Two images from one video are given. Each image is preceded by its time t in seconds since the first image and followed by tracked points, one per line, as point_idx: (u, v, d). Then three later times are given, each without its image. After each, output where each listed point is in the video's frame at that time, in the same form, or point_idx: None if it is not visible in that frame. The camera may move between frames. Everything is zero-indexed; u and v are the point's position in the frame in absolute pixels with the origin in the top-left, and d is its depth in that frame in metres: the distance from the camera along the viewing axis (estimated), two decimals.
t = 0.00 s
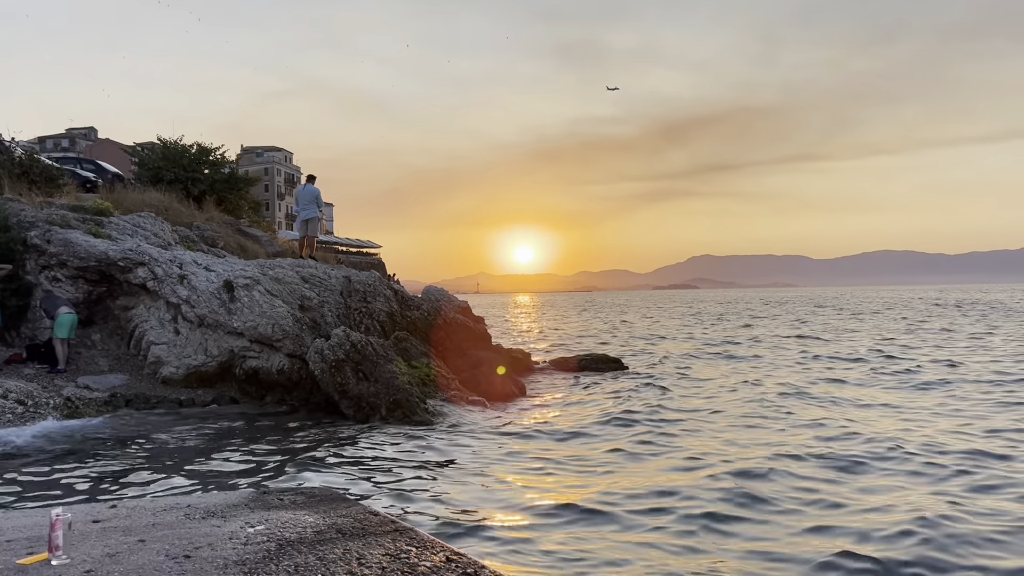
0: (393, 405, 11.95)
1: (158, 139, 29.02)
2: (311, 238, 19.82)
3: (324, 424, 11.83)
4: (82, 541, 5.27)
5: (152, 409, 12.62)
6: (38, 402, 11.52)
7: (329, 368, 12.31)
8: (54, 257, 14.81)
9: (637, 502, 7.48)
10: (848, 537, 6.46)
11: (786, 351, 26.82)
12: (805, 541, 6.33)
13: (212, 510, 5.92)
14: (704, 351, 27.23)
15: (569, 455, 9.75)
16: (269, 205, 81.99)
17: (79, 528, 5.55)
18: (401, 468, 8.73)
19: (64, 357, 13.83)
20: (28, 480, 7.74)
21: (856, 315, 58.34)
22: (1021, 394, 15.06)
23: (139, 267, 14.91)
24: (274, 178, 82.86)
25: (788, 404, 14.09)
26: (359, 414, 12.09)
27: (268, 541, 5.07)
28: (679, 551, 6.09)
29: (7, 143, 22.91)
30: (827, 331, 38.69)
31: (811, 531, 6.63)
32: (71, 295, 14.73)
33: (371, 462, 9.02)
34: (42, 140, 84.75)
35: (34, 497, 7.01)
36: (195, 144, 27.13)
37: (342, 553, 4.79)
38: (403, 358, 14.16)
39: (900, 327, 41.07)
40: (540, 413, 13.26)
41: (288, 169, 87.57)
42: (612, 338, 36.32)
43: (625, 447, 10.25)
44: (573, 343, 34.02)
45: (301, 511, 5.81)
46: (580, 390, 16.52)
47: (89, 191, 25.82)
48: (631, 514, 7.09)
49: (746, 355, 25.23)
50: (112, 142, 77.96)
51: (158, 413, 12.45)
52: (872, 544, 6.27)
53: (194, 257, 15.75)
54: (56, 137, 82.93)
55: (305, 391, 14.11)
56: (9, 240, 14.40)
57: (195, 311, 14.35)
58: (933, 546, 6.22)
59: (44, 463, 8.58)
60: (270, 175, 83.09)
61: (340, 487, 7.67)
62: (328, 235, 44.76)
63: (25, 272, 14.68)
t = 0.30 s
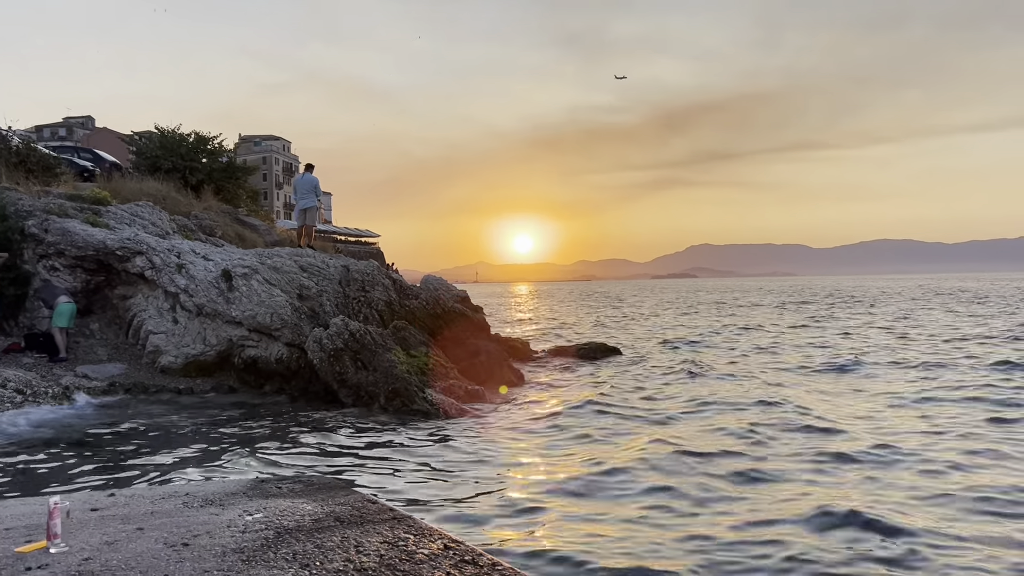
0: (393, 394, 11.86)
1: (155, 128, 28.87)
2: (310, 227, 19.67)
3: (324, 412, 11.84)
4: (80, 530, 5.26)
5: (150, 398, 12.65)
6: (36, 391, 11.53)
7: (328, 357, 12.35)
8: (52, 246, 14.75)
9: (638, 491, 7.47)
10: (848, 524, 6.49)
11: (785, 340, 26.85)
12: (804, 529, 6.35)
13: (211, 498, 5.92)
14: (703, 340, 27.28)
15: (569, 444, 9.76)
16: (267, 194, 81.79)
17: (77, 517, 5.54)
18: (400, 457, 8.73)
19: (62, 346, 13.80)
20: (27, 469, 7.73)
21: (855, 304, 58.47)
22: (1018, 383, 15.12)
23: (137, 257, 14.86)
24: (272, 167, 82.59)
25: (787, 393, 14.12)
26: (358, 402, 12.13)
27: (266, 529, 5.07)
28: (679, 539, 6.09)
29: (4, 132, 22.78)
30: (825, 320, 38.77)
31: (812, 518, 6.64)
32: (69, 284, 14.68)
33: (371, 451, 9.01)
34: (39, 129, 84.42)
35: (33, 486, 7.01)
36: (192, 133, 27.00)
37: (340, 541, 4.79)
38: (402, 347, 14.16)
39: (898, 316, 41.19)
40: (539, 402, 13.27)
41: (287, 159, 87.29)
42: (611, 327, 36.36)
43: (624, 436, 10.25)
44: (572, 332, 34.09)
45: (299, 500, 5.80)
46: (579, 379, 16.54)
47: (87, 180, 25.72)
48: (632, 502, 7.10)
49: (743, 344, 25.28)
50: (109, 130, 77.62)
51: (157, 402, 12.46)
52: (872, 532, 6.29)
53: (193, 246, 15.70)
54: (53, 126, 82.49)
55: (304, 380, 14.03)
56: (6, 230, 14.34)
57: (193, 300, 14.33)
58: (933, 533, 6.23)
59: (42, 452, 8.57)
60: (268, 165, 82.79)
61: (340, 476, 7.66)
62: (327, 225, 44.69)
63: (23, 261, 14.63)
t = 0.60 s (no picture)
0: (392, 383, 11.81)
1: (153, 117, 28.71)
2: (307, 217, 19.64)
3: (323, 402, 11.85)
4: (80, 520, 5.26)
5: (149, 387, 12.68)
6: (35, 381, 11.57)
7: (327, 347, 12.36)
8: (50, 236, 14.70)
9: (638, 481, 7.49)
10: (847, 514, 6.50)
11: (784, 329, 26.90)
12: (803, 519, 6.36)
13: (210, 489, 5.92)
14: (701, 329, 27.33)
15: (569, 434, 9.76)
16: (265, 182, 81.58)
17: (76, 507, 5.56)
18: (399, 447, 8.73)
19: (61, 336, 13.80)
20: (27, 459, 7.74)
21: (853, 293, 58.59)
22: (1017, 372, 15.13)
23: (135, 246, 14.81)
24: (271, 156, 82.31)
25: (786, 383, 14.12)
26: (357, 392, 12.12)
27: (264, 520, 5.06)
28: (679, 529, 6.10)
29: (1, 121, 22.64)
30: (824, 309, 38.81)
31: (811, 508, 6.65)
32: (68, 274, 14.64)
33: (370, 441, 9.00)
34: (36, 118, 84.08)
35: (33, 476, 7.02)
36: (190, 122, 26.86)
37: (338, 531, 4.79)
38: (401, 336, 14.14)
39: (896, 306, 41.24)
40: (538, 392, 13.29)
41: (286, 148, 86.99)
42: (610, 317, 36.40)
43: (623, 426, 10.25)
44: (571, 321, 34.11)
45: (298, 490, 5.81)
46: (578, 368, 16.56)
47: (85, 169, 25.61)
48: (631, 492, 7.10)
49: (743, 333, 25.28)
50: (107, 119, 77.31)
51: (156, 392, 12.49)
52: (872, 522, 6.30)
53: (191, 235, 15.65)
54: (51, 115, 82.07)
55: (303, 369, 14.03)
56: (5, 219, 14.28)
57: (192, 290, 14.30)
58: (932, 524, 6.24)
59: (42, 442, 8.57)
60: (267, 154, 82.43)
61: (339, 466, 7.66)
62: (326, 214, 44.63)
63: (21, 251, 14.59)
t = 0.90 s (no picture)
0: (391, 374, 11.77)
1: (151, 107, 28.58)
2: (306, 207, 19.63)
3: (322, 393, 11.84)
4: (79, 512, 5.26)
5: (148, 377, 12.69)
6: (34, 371, 11.59)
7: (326, 338, 12.35)
8: (49, 226, 14.66)
9: (639, 472, 7.47)
10: (849, 505, 6.48)
11: (782, 320, 26.92)
12: (805, 510, 6.36)
13: (209, 480, 5.92)
14: (700, 320, 27.34)
15: (569, 425, 9.73)
16: (264, 173, 81.38)
17: (76, 499, 5.56)
18: (399, 438, 8.71)
19: (59, 327, 13.78)
20: (27, 450, 7.75)
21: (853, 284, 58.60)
22: (1014, 363, 15.15)
23: (134, 237, 14.76)
24: (270, 146, 82.01)
25: (787, 374, 14.09)
26: (356, 383, 12.10)
27: (264, 512, 5.06)
28: (681, 520, 6.09)
29: None
30: (823, 300, 38.89)
31: (813, 499, 6.64)
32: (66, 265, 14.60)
33: (369, 432, 8.99)
34: (34, 107, 83.71)
35: (33, 467, 7.02)
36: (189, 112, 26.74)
37: (338, 523, 4.79)
38: (400, 327, 14.13)
39: (895, 296, 41.31)
40: (537, 382, 13.30)
41: (284, 138, 86.70)
42: (609, 307, 36.41)
43: (624, 417, 10.22)
44: (570, 312, 34.12)
45: (297, 482, 5.81)
46: (577, 359, 16.57)
47: (83, 159, 25.53)
48: (632, 483, 7.09)
49: (742, 324, 25.28)
50: (104, 109, 76.97)
51: (155, 382, 12.49)
52: (874, 513, 6.28)
53: (190, 226, 15.61)
54: (49, 105, 81.71)
55: (302, 360, 14.04)
56: (3, 210, 14.24)
57: (190, 281, 14.27)
58: (934, 515, 6.22)
59: (41, 433, 8.58)
60: (266, 143, 82.18)
61: (337, 458, 7.66)
62: (325, 204, 44.52)
63: (19, 241, 14.55)
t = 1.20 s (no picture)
0: (389, 367, 11.72)
1: (149, 98, 28.45)
2: (305, 199, 19.56)
3: (321, 385, 11.83)
4: (78, 506, 5.26)
5: (147, 370, 12.68)
6: (33, 364, 11.60)
7: (325, 330, 12.33)
8: (47, 218, 14.62)
9: (640, 465, 7.46)
10: (850, 498, 6.48)
11: (781, 312, 26.92)
12: (806, 503, 6.35)
13: (208, 474, 5.92)
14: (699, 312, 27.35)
15: (569, 418, 9.73)
16: (263, 164, 81.20)
17: (74, 493, 5.56)
18: (398, 431, 8.71)
19: (58, 319, 13.77)
20: (26, 443, 7.75)
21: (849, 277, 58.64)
22: (1013, 355, 15.15)
23: (132, 229, 14.72)
24: (268, 138, 81.72)
25: (787, 367, 14.07)
26: (355, 375, 12.06)
27: (262, 506, 5.06)
28: (682, 513, 6.08)
29: None
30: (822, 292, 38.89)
31: (813, 492, 6.64)
32: (65, 257, 14.56)
33: (368, 426, 8.98)
34: (31, 99, 83.33)
35: (32, 461, 7.01)
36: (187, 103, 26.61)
37: (336, 518, 4.78)
38: (399, 320, 14.10)
39: (894, 288, 41.29)
40: (536, 375, 13.29)
41: (283, 129, 86.41)
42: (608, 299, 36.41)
43: (625, 410, 10.20)
44: (569, 305, 34.12)
45: (296, 476, 5.80)
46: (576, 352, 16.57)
47: (81, 151, 25.42)
48: (632, 476, 7.08)
49: (742, 317, 25.26)
50: (103, 100, 76.65)
51: (154, 375, 12.49)
52: (876, 506, 6.27)
53: (188, 218, 15.56)
54: (46, 96, 81.37)
55: (301, 352, 14.03)
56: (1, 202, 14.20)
57: (189, 273, 14.24)
58: (936, 508, 6.21)
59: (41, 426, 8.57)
60: (265, 135, 81.91)
61: (337, 451, 7.64)
62: (324, 196, 44.44)
63: (18, 233, 14.50)
